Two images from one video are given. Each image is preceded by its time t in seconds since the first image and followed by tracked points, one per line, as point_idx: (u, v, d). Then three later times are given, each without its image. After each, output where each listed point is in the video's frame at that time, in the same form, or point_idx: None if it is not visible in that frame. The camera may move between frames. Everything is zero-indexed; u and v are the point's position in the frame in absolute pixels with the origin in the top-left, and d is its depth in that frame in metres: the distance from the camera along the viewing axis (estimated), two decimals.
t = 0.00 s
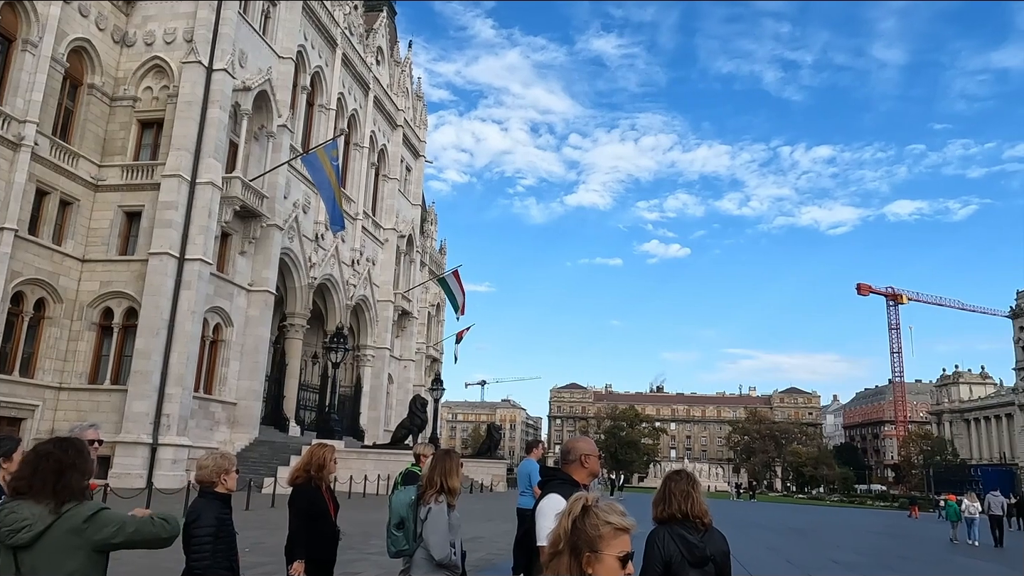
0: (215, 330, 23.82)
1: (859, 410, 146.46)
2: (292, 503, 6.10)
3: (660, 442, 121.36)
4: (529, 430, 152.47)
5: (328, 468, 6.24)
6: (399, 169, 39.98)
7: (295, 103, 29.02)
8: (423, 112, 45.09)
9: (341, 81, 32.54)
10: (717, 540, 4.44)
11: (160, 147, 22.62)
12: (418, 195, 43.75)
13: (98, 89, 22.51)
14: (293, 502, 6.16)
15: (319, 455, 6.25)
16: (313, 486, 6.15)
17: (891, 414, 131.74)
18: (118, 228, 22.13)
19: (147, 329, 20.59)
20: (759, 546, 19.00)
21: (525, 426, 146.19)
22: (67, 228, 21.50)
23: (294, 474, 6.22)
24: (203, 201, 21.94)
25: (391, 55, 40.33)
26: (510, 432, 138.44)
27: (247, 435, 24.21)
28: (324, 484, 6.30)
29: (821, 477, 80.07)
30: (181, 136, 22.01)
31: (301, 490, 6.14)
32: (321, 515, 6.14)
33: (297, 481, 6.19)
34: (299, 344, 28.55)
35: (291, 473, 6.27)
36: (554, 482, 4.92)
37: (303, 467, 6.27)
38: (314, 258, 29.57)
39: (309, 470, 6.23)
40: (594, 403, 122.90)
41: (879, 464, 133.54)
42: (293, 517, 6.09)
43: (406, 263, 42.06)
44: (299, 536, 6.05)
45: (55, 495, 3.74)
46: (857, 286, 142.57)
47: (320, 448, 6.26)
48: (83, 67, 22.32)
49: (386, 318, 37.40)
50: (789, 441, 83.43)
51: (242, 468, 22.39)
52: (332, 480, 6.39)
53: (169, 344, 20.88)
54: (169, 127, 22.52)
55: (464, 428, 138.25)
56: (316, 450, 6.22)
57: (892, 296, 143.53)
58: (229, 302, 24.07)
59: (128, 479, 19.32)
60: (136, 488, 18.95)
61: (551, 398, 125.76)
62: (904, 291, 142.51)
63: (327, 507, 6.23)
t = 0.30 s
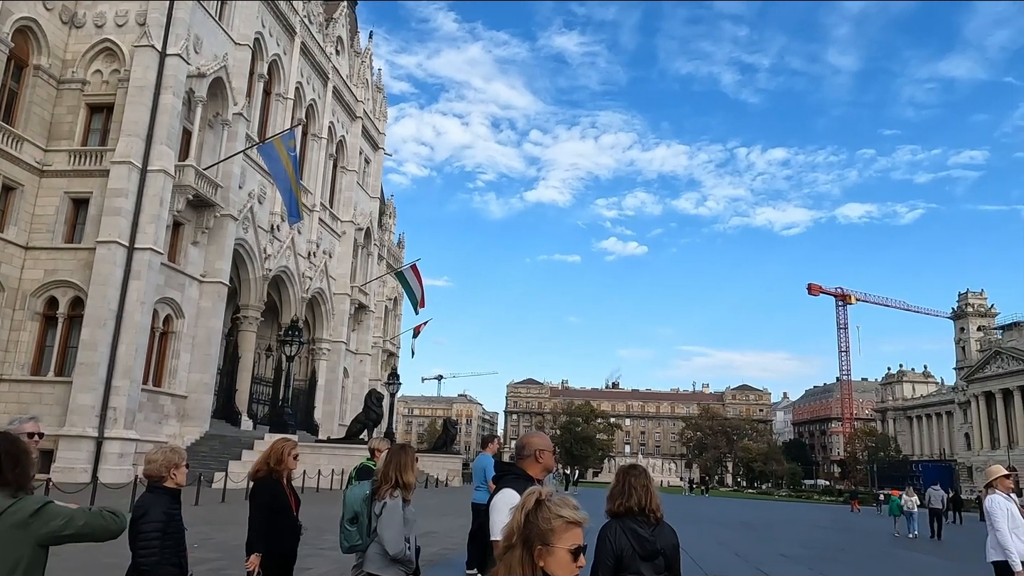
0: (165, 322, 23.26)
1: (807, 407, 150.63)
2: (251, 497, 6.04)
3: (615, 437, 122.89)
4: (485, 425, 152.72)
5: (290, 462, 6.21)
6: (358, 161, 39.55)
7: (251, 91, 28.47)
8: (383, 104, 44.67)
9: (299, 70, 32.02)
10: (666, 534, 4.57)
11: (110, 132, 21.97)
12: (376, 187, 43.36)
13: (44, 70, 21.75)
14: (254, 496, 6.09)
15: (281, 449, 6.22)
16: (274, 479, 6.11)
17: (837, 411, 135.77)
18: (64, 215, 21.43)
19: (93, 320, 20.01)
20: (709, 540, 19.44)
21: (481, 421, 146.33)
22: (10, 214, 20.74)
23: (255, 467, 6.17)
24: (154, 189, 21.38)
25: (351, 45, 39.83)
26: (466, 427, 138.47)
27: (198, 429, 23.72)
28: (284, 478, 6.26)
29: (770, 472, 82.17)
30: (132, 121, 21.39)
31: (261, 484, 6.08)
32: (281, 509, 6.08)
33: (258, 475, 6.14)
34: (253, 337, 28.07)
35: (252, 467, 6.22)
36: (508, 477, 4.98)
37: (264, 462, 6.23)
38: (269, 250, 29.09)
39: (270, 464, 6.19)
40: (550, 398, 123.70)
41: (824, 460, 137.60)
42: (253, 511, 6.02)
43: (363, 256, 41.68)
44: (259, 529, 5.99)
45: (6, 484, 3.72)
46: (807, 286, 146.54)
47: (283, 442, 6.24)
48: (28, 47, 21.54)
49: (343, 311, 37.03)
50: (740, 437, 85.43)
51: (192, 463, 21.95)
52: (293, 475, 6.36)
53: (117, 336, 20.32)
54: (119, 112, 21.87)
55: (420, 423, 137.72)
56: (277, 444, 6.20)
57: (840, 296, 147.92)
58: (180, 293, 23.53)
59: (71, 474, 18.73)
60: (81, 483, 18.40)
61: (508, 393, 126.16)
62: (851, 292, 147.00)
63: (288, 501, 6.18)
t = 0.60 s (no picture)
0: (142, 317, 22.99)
1: (785, 406, 152.28)
2: (242, 493, 6.02)
3: (595, 435, 123.37)
4: (466, 423, 152.62)
5: (277, 458, 6.21)
6: (339, 157, 39.31)
7: (232, 85, 28.20)
8: (365, 99, 44.43)
9: (281, 65, 31.76)
10: (646, 529, 4.64)
11: (86, 125, 21.65)
12: (358, 184, 43.13)
13: (19, 61, 21.40)
14: (243, 492, 6.07)
15: (269, 447, 6.21)
16: (263, 475, 6.10)
17: (814, 410, 137.39)
18: (39, 208, 21.11)
19: (69, 315, 19.73)
20: (687, 537, 19.61)
21: (462, 419, 146.22)
22: None
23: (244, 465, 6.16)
24: (132, 183, 21.12)
25: (333, 40, 39.58)
26: (447, 424, 138.32)
27: (175, 426, 23.49)
28: (272, 475, 6.25)
29: (749, 470, 82.97)
30: (110, 114, 21.11)
31: (251, 480, 6.06)
32: (271, 506, 6.07)
33: (246, 471, 6.12)
34: (233, 333, 27.84)
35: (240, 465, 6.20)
36: (489, 473, 5.02)
37: (253, 459, 6.21)
38: (249, 245, 28.86)
39: (257, 461, 6.18)
40: (531, 396, 123.90)
41: (802, 458, 139.18)
42: (243, 507, 5.99)
43: (344, 252, 41.46)
44: (250, 524, 5.95)
45: None
46: (786, 286, 148.06)
47: (272, 439, 6.25)
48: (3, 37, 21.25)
49: (323, 308, 36.83)
50: (719, 435, 86.20)
51: (169, 460, 21.75)
52: (282, 472, 6.34)
53: (93, 331, 20.06)
54: (97, 104, 21.57)
55: (400, 420, 137.29)
56: (266, 442, 6.20)
57: (819, 296, 149.68)
58: (158, 288, 23.27)
59: (46, 471, 18.45)
60: (55, 481, 18.13)
61: (489, 391, 126.16)
62: (830, 292, 148.77)
63: (277, 498, 6.17)
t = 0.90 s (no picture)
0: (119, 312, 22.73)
1: (764, 404, 153.86)
2: (231, 490, 5.99)
3: (576, 432, 123.86)
4: (447, 420, 152.54)
5: (267, 456, 6.16)
6: (321, 152, 39.07)
7: (212, 79, 27.91)
8: (347, 94, 44.17)
9: (262, 59, 31.49)
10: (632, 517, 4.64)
11: (63, 117, 21.34)
12: (340, 180, 42.92)
13: None
14: (230, 490, 6.04)
15: (257, 444, 6.17)
16: (252, 473, 6.05)
17: (792, 408, 139.04)
18: (13, 201, 20.79)
19: (44, 310, 19.45)
20: (667, 534, 19.77)
21: (443, 416, 146.06)
22: None
23: (231, 461, 6.12)
24: (110, 176, 20.84)
25: (316, 34, 39.29)
26: (428, 421, 138.18)
27: (152, 423, 23.25)
28: (261, 472, 6.20)
29: (728, 467, 83.77)
30: (87, 106, 20.81)
31: (240, 477, 6.04)
32: (260, 502, 6.05)
33: (234, 468, 6.08)
34: (211, 329, 27.59)
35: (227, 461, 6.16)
36: (468, 472, 5.03)
37: (240, 455, 6.16)
38: (228, 240, 28.61)
39: (245, 458, 6.12)
40: (512, 393, 124.15)
41: (780, 455, 140.79)
42: (232, 503, 5.97)
43: (325, 248, 41.23)
44: (238, 520, 5.93)
45: None
46: (765, 284, 149.54)
47: (259, 436, 6.18)
48: None
49: (303, 304, 36.62)
50: (699, 433, 87.05)
51: (146, 457, 21.53)
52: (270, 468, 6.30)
53: (69, 326, 19.79)
54: (73, 96, 21.27)
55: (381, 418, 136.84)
56: (254, 439, 6.14)
57: (798, 295, 151.51)
58: (135, 283, 23.00)
59: (19, 468, 18.18)
60: (29, 478, 17.87)
61: (470, 388, 126.12)
62: (808, 291, 150.56)
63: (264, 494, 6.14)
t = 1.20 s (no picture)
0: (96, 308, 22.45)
1: (743, 401, 155.33)
2: (217, 487, 5.97)
3: (557, 430, 124.23)
4: (428, 417, 152.27)
5: (254, 455, 6.19)
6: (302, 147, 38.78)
7: (192, 72, 27.60)
8: (329, 89, 43.89)
9: (242, 52, 31.18)
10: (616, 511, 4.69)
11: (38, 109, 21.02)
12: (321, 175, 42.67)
13: None
14: (215, 487, 6.02)
15: (245, 442, 6.20)
16: (238, 471, 6.07)
17: (771, 406, 140.48)
18: None
19: (18, 304, 19.16)
20: (647, 530, 19.95)
21: (424, 413, 145.82)
22: None
23: (217, 458, 6.12)
24: (87, 169, 20.57)
25: (297, 28, 38.98)
26: (409, 418, 137.86)
27: (129, 419, 23.01)
28: (247, 470, 6.21)
29: (707, 465, 84.54)
30: (64, 98, 20.52)
31: (227, 475, 6.03)
32: (245, 501, 6.04)
33: (221, 465, 6.08)
34: (190, 325, 27.33)
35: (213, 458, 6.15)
36: (447, 466, 5.05)
37: (227, 453, 6.18)
38: (208, 235, 28.34)
39: (232, 456, 6.14)
40: (493, 390, 124.30)
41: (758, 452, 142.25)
42: (218, 500, 5.95)
43: (306, 244, 40.97)
44: (220, 519, 5.90)
45: None
46: (746, 283, 150.90)
47: (246, 435, 6.20)
48: None
49: (284, 300, 36.38)
50: (679, 430, 87.79)
51: (123, 453, 21.30)
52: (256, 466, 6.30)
53: (44, 321, 19.52)
54: (50, 88, 20.95)
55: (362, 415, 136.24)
56: (242, 437, 6.17)
57: (777, 294, 153.14)
58: (112, 278, 22.71)
59: None
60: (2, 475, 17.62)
61: (452, 385, 125.96)
62: (788, 289, 152.14)
63: (249, 492, 6.15)
